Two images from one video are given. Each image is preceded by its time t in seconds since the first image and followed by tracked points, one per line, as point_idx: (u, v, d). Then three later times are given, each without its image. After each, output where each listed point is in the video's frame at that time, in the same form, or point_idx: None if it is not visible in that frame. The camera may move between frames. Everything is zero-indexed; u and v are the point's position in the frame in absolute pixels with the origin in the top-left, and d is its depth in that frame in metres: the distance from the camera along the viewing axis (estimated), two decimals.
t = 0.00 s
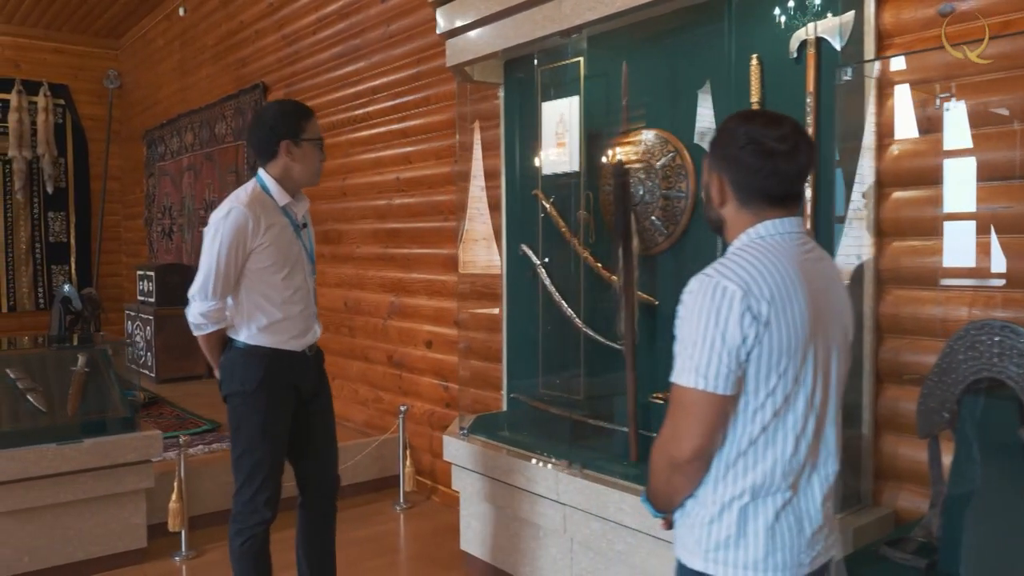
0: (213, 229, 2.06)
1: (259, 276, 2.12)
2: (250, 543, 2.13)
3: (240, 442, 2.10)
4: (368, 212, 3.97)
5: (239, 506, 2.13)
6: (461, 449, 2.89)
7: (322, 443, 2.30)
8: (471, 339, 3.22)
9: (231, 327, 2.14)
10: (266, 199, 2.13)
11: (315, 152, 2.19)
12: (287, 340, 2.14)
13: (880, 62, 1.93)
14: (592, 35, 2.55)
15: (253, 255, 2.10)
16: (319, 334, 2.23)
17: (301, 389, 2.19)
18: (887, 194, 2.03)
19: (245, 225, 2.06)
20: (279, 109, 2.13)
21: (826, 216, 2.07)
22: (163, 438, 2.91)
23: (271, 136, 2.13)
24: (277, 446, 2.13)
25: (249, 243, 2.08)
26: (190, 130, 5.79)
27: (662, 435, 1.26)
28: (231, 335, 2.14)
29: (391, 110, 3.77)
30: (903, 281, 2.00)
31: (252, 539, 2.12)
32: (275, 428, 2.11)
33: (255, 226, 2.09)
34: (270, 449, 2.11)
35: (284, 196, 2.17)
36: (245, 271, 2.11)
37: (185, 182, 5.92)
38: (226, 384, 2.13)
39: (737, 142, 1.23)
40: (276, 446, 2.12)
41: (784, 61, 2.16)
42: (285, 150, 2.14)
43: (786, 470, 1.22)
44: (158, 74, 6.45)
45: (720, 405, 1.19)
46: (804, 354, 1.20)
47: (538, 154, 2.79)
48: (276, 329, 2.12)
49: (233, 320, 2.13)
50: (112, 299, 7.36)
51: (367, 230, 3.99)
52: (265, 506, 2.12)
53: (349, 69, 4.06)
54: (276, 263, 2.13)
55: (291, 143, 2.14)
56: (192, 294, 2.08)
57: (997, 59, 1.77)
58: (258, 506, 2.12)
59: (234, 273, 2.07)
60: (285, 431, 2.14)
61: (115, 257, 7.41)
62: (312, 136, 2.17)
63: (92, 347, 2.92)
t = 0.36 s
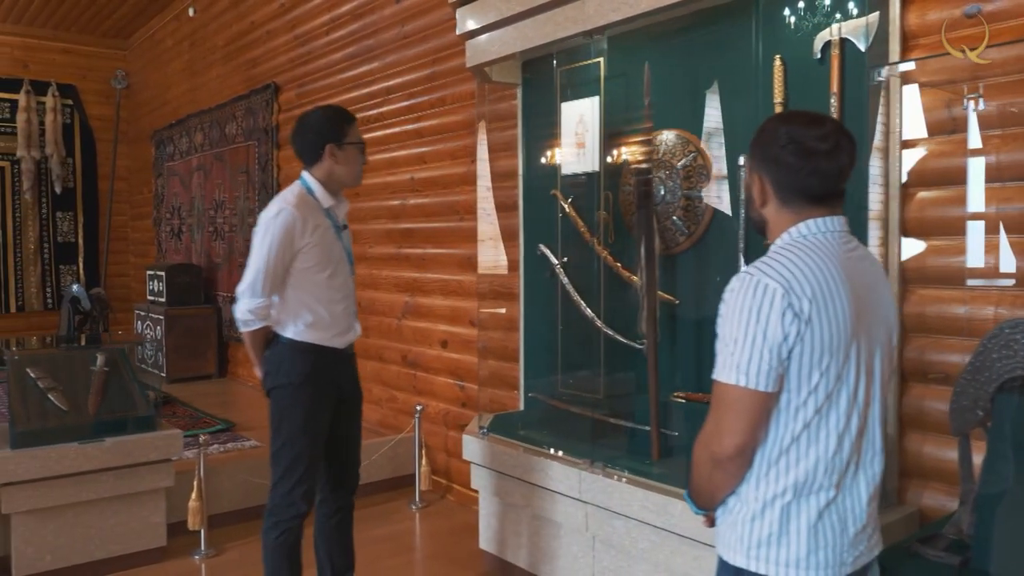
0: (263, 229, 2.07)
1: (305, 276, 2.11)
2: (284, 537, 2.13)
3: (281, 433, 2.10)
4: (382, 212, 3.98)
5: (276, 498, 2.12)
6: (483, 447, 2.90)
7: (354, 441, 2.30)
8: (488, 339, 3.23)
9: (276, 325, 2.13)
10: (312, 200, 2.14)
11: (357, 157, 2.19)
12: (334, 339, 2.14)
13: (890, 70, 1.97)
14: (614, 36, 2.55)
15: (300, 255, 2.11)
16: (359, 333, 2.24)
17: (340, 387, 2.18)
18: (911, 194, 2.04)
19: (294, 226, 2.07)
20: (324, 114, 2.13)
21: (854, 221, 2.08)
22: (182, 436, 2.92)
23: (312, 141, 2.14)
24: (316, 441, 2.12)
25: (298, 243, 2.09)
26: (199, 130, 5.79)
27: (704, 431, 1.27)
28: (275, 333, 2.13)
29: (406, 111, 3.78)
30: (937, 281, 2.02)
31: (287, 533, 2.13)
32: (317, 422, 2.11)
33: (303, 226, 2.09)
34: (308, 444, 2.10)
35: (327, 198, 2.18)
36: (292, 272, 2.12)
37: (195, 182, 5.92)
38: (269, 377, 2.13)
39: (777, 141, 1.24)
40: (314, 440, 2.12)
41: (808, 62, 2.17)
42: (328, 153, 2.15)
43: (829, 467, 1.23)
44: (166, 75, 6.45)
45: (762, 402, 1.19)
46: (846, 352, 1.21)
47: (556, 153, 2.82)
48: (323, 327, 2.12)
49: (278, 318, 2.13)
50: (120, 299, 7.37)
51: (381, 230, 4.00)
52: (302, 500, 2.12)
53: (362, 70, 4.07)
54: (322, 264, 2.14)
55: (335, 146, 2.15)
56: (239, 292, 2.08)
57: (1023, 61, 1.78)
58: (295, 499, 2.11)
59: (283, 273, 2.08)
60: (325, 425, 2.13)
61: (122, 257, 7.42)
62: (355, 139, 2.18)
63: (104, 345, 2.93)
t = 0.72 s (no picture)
0: (306, 229, 2.08)
1: (346, 275, 2.12)
2: (319, 527, 2.13)
3: (321, 423, 2.10)
4: (393, 212, 3.99)
5: (314, 489, 2.12)
6: (497, 444, 2.89)
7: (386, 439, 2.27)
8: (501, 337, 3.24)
9: (320, 322, 2.14)
10: (352, 201, 2.14)
11: (393, 158, 2.17)
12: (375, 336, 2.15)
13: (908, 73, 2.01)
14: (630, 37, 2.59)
15: (342, 255, 2.11)
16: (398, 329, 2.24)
17: (379, 384, 2.17)
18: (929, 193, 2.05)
19: (335, 226, 2.07)
20: (355, 118, 2.14)
21: (880, 221, 2.09)
22: (199, 434, 2.94)
23: (343, 145, 2.14)
24: (354, 435, 2.11)
25: (340, 243, 2.09)
26: (207, 130, 5.81)
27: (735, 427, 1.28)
28: (318, 329, 2.14)
29: (417, 111, 3.79)
30: (958, 281, 2.01)
31: (321, 524, 2.13)
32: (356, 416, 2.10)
33: (344, 226, 2.09)
34: (345, 437, 2.09)
35: (366, 198, 2.18)
36: (334, 272, 2.12)
37: (202, 182, 5.93)
38: (312, 369, 2.12)
39: (806, 141, 1.25)
40: (353, 434, 2.11)
41: (824, 62, 2.18)
42: (363, 154, 2.15)
43: (861, 463, 1.24)
44: (174, 75, 6.47)
45: (793, 398, 1.20)
46: (877, 349, 1.22)
47: (570, 152, 2.82)
48: (365, 325, 2.13)
49: (321, 315, 2.14)
50: (127, 299, 7.39)
51: (392, 230, 4.01)
52: (339, 491, 2.12)
53: (373, 70, 4.08)
54: (363, 263, 2.13)
55: (366, 147, 2.14)
56: (284, 290, 2.09)
57: None
58: (331, 491, 2.11)
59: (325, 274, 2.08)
60: (365, 420, 2.12)
61: (128, 257, 7.43)
62: (386, 140, 2.16)
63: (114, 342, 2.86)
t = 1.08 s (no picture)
0: (332, 229, 2.11)
1: (371, 275, 2.15)
2: (347, 519, 2.15)
3: (347, 417, 2.13)
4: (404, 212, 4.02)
5: (343, 482, 2.16)
6: (510, 442, 2.90)
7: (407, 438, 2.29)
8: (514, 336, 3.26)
9: (344, 319, 2.18)
10: (378, 203, 2.16)
11: (416, 162, 2.18)
12: (398, 334, 2.17)
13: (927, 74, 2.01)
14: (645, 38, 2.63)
15: (367, 255, 2.14)
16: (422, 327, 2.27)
17: (404, 380, 2.20)
18: (944, 195, 2.05)
19: (359, 227, 2.10)
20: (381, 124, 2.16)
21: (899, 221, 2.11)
22: (215, 434, 2.95)
23: (373, 149, 2.17)
24: (378, 431, 2.14)
25: (364, 243, 2.12)
26: (215, 130, 5.83)
27: (766, 423, 1.31)
28: (343, 326, 2.18)
29: (428, 112, 3.82)
30: (968, 280, 2.04)
31: (349, 516, 2.15)
32: (380, 412, 2.13)
33: (368, 227, 2.12)
34: (369, 433, 2.12)
35: (393, 200, 2.20)
36: (359, 271, 2.15)
37: (210, 182, 5.96)
38: (338, 364, 2.16)
39: (837, 143, 1.30)
40: (378, 430, 2.13)
41: (838, 64, 2.20)
42: (389, 159, 2.17)
43: (889, 458, 1.28)
44: (180, 75, 6.49)
45: (825, 394, 1.24)
46: (906, 347, 1.26)
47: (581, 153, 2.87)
48: (388, 324, 2.15)
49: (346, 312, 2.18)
50: (132, 299, 7.41)
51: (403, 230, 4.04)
52: (365, 485, 2.14)
53: (384, 71, 4.11)
54: (387, 263, 2.16)
55: (391, 155, 2.16)
56: (311, 286, 2.13)
57: None
58: (359, 484, 2.14)
59: (349, 273, 2.12)
60: (388, 416, 2.15)
61: (133, 257, 7.45)
62: (411, 145, 2.17)
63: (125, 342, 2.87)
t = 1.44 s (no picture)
0: (344, 228, 2.14)
1: (381, 273, 2.16)
2: (355, 516, 2.17)
3: (357, 414, 2.15)
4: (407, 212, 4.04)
5: (354, 477, 2.17)
6: (519, 441, 2.94)
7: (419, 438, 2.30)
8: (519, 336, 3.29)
9: (356, 317, 2.21)
10: (389, 203, 2.18)
11: (429, 166, 2.19)
12: (408, 332, 2.18)
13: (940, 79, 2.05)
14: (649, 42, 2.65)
15: (377, 254, 2.16)
16: (434, 328, 2.27)
17: (414, 379, 2.21)
18: (949, 196, 2.09)
19: (369, 226, 2.12)
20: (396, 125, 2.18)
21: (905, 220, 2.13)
22: (223, 434, 2.96)
23: (389, 150, 2.20)
24: (389, 429, 2.15)
25: (374, 242, 2.14)
26: (214, 130, 5.83)
27: (787, 419, 1.34)
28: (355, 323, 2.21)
29: (432, 112, 3.84)
30: (972, 279, 2.07)
31: (357, 513, 2.17)
32: (390, 411, 2.14)
33: (379, 227, 2.14)
34: (381, 430, 2.14)
35: (406, 201, 2.21)
36: (370, 269, 2.17)
37: (209, 182, 5.96)
38: (349, 361, 2.18)
39: (856, 146, 1.33)
40: (388, 427, 2.15)
41: (843, 67, 2.22)
42: (402, 161, 2.19)
43: (907, 453, 1.31)
44: (178, 75, 6.49)
45: (847, 390, 1.27)
46: (924, 344, 1.29)
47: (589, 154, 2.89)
48: (398, 322, 2.16)
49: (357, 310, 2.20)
50: (129, 299, 7.40)
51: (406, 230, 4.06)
52: (374, 483, 2.16)
53: (387, 71, 4.13)
54: (398, 262, 2.17)
55: (405, 155, 2.19)
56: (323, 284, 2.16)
57: None
58: (367, 480, 2.16)
59: (360, 271, 2.14)
60: (399, 414, 2.16)
61: (130, 257, 7.44)
62: (426, 149, 2.18)
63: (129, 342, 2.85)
